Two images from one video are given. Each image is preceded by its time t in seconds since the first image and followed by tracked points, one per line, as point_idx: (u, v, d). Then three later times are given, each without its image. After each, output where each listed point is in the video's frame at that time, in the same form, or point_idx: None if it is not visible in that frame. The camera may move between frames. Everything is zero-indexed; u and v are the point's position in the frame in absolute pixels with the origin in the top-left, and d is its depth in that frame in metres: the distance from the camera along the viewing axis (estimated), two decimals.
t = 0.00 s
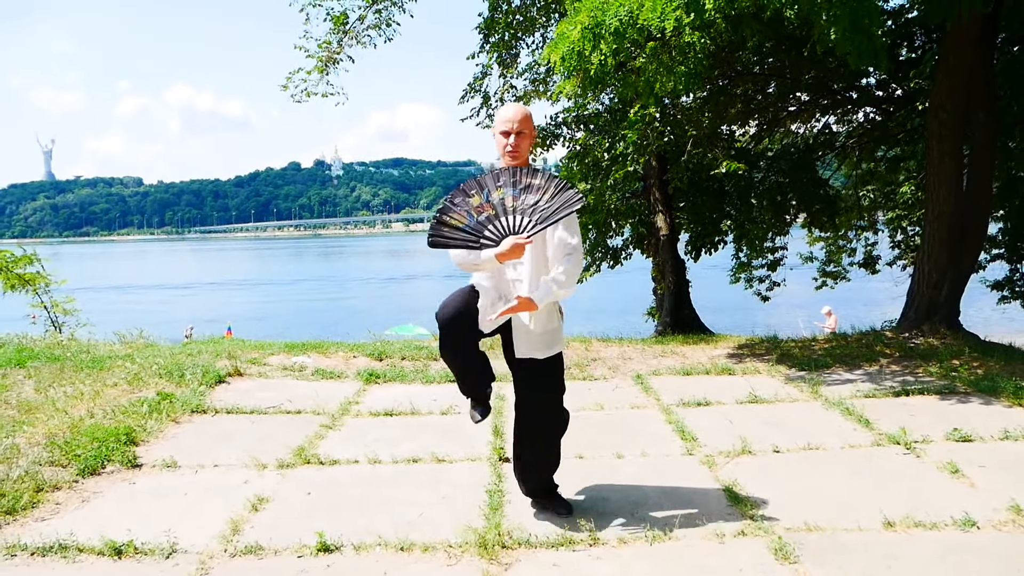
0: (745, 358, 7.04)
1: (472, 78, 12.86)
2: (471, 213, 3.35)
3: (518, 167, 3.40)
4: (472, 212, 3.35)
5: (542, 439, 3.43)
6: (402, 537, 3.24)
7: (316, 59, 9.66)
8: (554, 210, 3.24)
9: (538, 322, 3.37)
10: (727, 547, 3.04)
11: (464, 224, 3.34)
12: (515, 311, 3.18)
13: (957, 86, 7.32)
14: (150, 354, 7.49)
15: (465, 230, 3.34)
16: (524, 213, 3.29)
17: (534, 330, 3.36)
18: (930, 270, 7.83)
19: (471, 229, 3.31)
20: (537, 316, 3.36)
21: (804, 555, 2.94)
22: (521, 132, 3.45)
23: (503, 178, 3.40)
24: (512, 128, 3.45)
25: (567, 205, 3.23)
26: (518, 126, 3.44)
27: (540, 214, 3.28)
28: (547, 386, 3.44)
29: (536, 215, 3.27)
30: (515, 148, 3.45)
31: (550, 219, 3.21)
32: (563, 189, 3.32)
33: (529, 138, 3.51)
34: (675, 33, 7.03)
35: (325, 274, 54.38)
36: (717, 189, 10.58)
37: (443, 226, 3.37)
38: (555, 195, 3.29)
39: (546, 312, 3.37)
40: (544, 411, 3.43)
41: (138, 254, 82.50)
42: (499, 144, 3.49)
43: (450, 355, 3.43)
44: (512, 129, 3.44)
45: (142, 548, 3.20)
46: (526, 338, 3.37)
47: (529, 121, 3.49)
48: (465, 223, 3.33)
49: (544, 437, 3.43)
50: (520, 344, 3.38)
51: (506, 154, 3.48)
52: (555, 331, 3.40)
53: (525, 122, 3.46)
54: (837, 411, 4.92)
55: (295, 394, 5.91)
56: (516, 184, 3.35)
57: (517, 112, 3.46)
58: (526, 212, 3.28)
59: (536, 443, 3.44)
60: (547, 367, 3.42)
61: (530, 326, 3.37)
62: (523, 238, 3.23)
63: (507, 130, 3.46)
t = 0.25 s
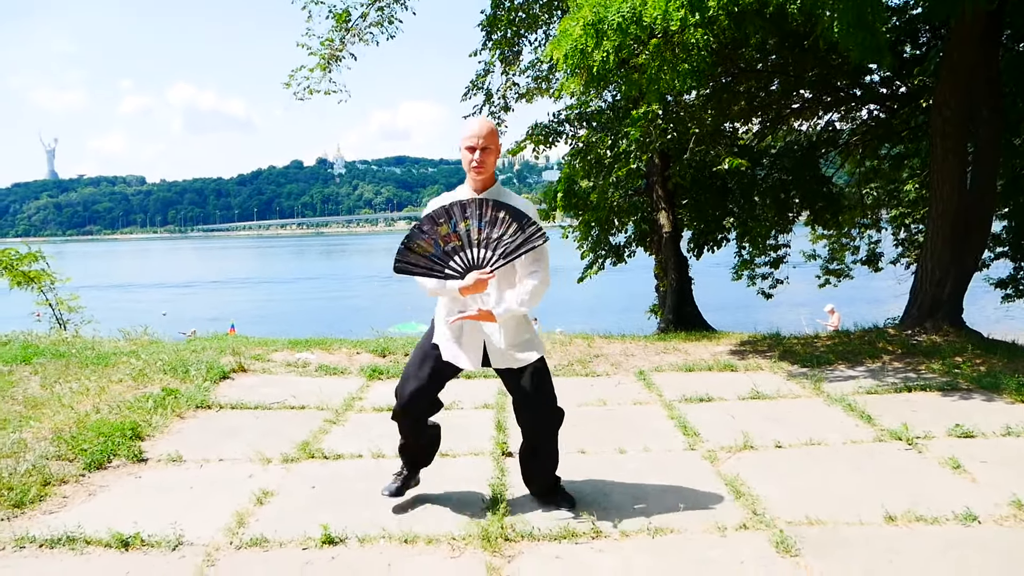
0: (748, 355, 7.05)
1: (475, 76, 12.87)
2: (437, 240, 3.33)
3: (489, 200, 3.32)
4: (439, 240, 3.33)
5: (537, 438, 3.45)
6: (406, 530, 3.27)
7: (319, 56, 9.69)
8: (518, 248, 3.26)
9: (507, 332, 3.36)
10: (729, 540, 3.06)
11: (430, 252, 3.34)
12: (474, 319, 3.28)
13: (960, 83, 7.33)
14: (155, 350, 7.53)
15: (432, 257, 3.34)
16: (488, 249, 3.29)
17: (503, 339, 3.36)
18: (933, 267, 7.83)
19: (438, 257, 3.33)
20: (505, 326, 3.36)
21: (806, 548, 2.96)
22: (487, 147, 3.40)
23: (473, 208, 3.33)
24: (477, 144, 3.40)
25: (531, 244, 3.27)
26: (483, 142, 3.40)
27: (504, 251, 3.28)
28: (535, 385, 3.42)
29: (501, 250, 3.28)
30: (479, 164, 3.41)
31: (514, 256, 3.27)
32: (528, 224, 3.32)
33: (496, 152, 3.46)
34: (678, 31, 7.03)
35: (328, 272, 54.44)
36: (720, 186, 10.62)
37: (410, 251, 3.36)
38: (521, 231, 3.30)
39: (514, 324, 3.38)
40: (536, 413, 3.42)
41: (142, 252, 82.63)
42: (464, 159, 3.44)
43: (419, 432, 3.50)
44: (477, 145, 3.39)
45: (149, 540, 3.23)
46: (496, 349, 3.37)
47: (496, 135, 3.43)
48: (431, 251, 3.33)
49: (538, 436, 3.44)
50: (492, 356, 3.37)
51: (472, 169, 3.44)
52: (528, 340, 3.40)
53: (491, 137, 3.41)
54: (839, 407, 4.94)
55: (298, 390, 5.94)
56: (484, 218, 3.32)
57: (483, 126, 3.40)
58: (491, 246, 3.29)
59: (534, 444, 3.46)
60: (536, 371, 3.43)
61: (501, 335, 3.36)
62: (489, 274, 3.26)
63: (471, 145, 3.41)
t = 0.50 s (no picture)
0: (761, 349, 7.03)
1: (486, 71, 12.86)
2: (425, 259, 3.32)
3: (481, 229, 3.24)
4: (427, 258, 3.32)
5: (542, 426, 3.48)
6: (421, 521, 3.29)
7: (330, 51, 9.71)
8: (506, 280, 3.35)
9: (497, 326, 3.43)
10: (744, 533, 3.06)
11: (418, 275, 3.35)
12: (465, 323, 3.33)
13: (975, 73, 7.25)
14: (170, 344, 7.59)
15: (420, 276, 3.35)
16: (477, 276, 3.34)
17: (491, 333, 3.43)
18: (949, 260, 7.75)
19: (425, 281, 3.36)
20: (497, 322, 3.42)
21: (821, 541, 2.95)
22: (469, 146, 3.39)
23: (462, 233, 3.26)
24: (459, 144, 3.38)
25: (519, 281, 3.34)
26: (465, 141, 3.38)
27: (493, 279, 3.35)
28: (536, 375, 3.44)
29: (489, 279, 3.36)
30: (463, 163, 3.41)
31: (500, 288, 3.36)
32: (519, 254, 3.33)
33: (480, 149, 3.45)
34: (689, 24, 6.99)
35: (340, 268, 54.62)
36: (732, 180, 10.50)
37: (398, 271, 3.36)
38: (509, 263, 3.33)
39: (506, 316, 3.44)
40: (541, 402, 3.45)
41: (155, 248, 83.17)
42: (449, 158, 3.44)
43: (405, 444, 3.48)
44: (458, 145, 3.38)
45: (167, 529, 3.27)
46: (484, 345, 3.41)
47: (478, 133, 3.41)
48: (420, 274, 3.35)
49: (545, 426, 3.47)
50: (472, 356, 3.41)
51: (456, 168, 3.45)
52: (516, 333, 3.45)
53: (474, 135, 3.38)
54: (854, 401, 4.92)
55: (312, 383, 5.97)
56: (474, 244, 3.28)
57: (463, 125, 3.37)
58: (479, 275, 3.34)
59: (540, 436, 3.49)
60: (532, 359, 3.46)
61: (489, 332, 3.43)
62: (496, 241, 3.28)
63: (453, 145, 3.39)
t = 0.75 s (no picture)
0: (785, 345, 6.98)
1: (506, 67, 12.86)
2: (474, 244, 3.32)
3: (534, 220, 3.25)
4: (475, 244, 3.32)
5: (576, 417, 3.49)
6: (445, 514, 3.31)
7: (352, 49, 9.76)
8: (551, 271, 3.34)
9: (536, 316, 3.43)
10: (768, 528, 3.05)
11: (465, 261, 3.35)
12: (512, 312, 3.31)
13: (1001, 66, 7.13)
14: (195, 339, 7.69)
15: (466, 263, 3.35)
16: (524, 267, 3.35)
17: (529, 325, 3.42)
18: (976, 255, 7.65)
19: (472, 268, 3.36)
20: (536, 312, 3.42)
21: (846, 536, 2.94)
22: (504, 137, 3.39)
23: (515, 223, 3.27)
24: (493, 134, 3.38)
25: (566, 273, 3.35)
26: (501, 131, 3.38)
27: (540, 271, 3.36)
28: (569, 365, 3.45)
29: (536, 271, 3.37)
30: (500, 153, 3.41)
31: (546, 281, 3.37)
32: (568, 249, 3.33)
33: (515, 140, 3.45)
34: (711, 18, 6.95)
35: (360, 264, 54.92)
36: (755, 175, 10.36)
37: (445, 255, 3.35)
38: (557, 257, 3.34)
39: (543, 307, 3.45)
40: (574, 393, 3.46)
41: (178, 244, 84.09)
42: (484, 149, 3.44)
43: (441, 437, 3.51)
44: (493, 136, 3.38)
45: (196, 521, 3.32)
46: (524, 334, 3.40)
47: (513, 124, 3.41)
48: (467, 260, 3.35)
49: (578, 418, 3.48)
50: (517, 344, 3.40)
51: (492, 159, 3.44)
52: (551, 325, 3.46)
53: (509, 126, 3.39)
54: (879, 397, 4.88)
55: (336, 378, 6.02)
56: (525, 235, 3.29)
57: (498, 116, 3.37)
58: (527, 266, 3.35)
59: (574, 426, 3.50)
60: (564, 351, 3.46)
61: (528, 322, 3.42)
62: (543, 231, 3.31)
63: (489, 136, 3.39)
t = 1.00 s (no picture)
0: (802, 343, 6.94)
1: (524, 64, 12.86)
2: (500, 244, 3.34)
3: (559, 231, 3.29)
4: (502, 245, 3.34)
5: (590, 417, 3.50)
6: (464, 509, 3.34)
7: (370, 47, 9.81)
8: (563, 287, 3.35)
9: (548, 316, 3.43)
10: (786, 525, 3.04)
11: (483, 253, 3.38)
12: (520, 312, 3.32)
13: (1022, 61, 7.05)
14: (214, 336, 7.77)
15: (485, 257, 3.38)
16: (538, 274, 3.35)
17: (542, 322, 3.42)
18: (997, 253, 7.57)
19: (489, 262, 3.40)
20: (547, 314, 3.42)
21: (865, 533, 2.93)
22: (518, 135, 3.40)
23: (540, 229, 3.30)
24: (507, 132, 3.39)
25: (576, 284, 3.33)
26: (515, 129, 3.39)
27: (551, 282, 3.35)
28: (583, 366, 3.45)
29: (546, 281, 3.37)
30: (513, 151, 3.42)
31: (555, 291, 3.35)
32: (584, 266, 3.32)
33: (529, 137, 3.46)
34: (731, 14, 6.92)
35: (376, 262, 55.15)
36: (773, 173, 10.26)
37: (467, 243, 3.39)
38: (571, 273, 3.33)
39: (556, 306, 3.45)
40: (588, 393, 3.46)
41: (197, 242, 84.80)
42: (498, 146, 3.46)
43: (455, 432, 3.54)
44: (507, 134, 3.39)
45: (216, 515, 3.36)
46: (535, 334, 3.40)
47: (528, 121, 3.42)
48: (486, 253, 3.38)
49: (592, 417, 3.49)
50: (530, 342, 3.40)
51: (505, 156, 3.46)
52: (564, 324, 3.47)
53: (523, 124, 3.40)
54: (898, 395, 4.84)
55: (354, 375, 6.07)
56: (547, 244, 3.32)
57: (512, 113, 3.38)
58: (540, 273, 3.36)
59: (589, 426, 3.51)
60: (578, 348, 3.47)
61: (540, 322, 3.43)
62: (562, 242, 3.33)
63: (503, 133, 3.40)
